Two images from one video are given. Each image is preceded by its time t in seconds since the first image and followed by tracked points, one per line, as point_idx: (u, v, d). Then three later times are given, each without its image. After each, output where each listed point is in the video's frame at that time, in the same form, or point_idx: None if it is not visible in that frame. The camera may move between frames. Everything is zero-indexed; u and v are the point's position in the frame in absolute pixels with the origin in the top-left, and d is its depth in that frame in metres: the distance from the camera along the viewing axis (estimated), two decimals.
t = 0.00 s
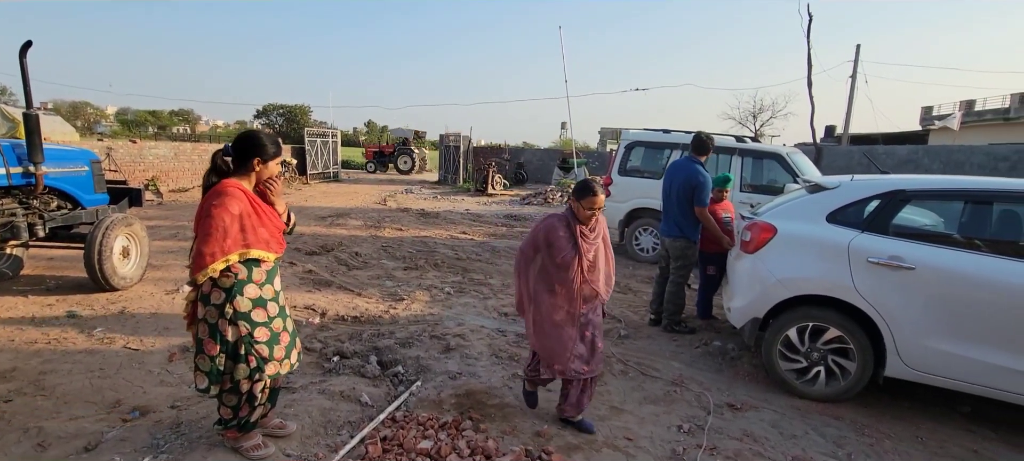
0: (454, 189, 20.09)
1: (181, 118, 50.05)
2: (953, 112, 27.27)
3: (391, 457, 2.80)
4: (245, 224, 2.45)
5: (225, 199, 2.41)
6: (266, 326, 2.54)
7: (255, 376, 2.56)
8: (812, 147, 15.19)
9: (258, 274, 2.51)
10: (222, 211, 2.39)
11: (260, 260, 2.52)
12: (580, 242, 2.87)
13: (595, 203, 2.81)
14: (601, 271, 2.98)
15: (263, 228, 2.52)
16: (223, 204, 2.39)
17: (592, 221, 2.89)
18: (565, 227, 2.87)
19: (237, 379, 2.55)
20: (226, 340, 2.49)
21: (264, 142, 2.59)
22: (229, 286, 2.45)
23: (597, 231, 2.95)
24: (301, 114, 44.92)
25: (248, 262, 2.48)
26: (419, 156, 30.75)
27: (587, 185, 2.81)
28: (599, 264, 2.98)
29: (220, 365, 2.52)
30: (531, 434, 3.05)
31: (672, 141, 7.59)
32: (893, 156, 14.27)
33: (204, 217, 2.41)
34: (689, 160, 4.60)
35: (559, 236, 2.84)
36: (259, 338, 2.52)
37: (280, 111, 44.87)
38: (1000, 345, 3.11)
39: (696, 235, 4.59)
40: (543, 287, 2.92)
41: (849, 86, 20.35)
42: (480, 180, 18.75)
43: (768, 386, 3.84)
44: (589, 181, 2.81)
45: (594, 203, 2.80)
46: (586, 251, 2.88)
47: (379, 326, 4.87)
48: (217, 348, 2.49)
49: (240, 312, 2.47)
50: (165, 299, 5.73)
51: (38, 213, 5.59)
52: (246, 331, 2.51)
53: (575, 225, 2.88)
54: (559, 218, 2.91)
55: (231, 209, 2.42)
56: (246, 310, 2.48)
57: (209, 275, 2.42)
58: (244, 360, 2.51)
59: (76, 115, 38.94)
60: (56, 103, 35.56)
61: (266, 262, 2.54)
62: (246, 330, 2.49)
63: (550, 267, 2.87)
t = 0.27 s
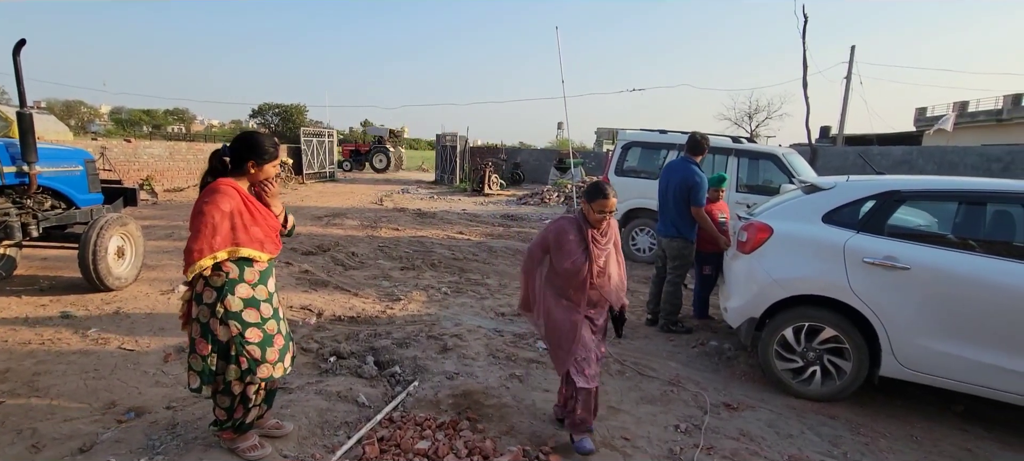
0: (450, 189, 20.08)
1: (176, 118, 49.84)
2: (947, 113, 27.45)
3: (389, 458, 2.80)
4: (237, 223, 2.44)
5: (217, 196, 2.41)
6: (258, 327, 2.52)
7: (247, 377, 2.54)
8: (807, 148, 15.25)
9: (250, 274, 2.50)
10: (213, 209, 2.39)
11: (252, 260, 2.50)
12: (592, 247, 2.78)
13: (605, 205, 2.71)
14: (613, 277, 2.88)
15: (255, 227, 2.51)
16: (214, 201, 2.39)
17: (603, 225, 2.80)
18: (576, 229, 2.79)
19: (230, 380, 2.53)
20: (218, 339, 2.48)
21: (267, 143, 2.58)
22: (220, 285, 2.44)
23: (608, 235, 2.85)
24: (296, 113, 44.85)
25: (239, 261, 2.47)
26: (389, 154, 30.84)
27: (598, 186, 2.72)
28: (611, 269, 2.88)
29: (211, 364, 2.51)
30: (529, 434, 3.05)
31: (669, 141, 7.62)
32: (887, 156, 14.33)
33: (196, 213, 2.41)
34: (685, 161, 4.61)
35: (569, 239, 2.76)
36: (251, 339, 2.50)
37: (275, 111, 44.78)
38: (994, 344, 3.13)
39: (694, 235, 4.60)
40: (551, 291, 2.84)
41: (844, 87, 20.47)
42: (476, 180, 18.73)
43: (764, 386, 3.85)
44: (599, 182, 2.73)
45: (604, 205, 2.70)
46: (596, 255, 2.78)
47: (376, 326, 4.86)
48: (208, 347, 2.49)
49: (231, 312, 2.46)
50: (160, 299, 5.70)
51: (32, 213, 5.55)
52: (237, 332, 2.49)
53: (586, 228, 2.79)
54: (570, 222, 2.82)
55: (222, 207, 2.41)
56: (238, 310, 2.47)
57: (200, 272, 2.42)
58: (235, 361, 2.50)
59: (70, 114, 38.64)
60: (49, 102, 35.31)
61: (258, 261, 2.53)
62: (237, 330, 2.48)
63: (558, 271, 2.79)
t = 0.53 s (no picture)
0: (448, 189, 20.07)
1: (173, 117, 49.74)
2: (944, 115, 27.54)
3: (388, 458, 2.80)
4: (232, 222, 2.44)
5: (213, 195, 2.41)
6: (252, 328, 2.52)
7: (241, 378, 2.54)
8: (804, 150, 15.28)
9: (245, 274, 2.50)
10: (209, 207, 2.39)
11: (248, 259, 2.50)
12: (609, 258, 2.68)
13: (618, 212, 2.63)
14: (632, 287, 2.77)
15: (251, 226, 2.50)
16: (210, 200, 2.39)
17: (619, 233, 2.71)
18: (591, 240, 2.71)
19: (225, 380, 2.53)
20: (213, 339, 2.48)
21: (268, 143, 2.59)
22: (216, 284, 2.44)
23: (626, 243, 2.76)
24: (294, 113, 44.80)
25: (234, 260, 2.47)
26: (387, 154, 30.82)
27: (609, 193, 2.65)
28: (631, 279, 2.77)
29: (207, 364, 2.51)
30: (528, 434, 3.06)
31: (667, 143, 7.63)
32: (885, 158, 14.37)
33: (192, 212, 2.41)
34: (683, 162, 4.61)
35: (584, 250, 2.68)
36: (245, 340, 2.50)
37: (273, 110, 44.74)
38: (990, 346, 3.15)
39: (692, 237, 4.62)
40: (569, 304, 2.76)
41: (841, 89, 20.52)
42: (475, 180, 18.72)
43: (762, 387, 3.87)
44: (610, 189, 2.67)
45: (616, 212, 2.63)
46: (614, 264, 2.68)
47: (375, 326, 4.87)
48: (203, 346, 2.49)
49: (226, 312, 2.45)
50: (158, 298, 5.69)
51: (29, 212, 5.52)
52: (232, 332, 2.48)
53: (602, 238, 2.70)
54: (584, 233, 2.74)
55: (218, 206, 2.41)
56: (233, 309, 2.47)
57: (196, 271, 2.42)
58: (229, 361, 2.49)
59: (66, 112, 38.50)
60: (45, 100, 35.19)
61: (255, 261, 2.53)
62: (231, 330, 2.47)
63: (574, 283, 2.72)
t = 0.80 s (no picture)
0: (448, 190, 20.09)
1: (173, 118, 49.77)
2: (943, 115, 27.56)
3: (389, 457, 2.81)
4: (235, 223, 2.46)
5: (216, 196, 2.42)
6: (254, 328, 2.52)
7: (243, 378, 2.56)
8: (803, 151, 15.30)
9: (248, 275, 2.51)
10: (211, 208, 2.41)
11: (250, 260, 2.52)
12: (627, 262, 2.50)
13: (638, 214, 2.43)
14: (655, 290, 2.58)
15: (252, 227, 2.51)
16: (213, 201, 2.40)
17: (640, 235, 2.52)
18: (610, 242, 2.51)
19: (227, 380, 2.55)
20: (216, 340, 2.51)
21: (270, 144, 2.61)
22: (218, 285, 2.46)
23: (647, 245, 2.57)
24: (294, 113, 44.85)
25: (236, 261, 2.48)
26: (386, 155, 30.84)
27: (628, 192, 2.45)
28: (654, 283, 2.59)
29: (210, 364, 2.54)
30: (529, 434, 3.07)
31: (667, 143, 7.65)
32: (884, 159, 14.38)
33: (194, 213, 2.43)
34: (682, 162, 4.62)
35: (601, 254, 2.48)
36: (247, 340, 2.51)
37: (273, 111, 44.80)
38: (990, 346, 3.16)
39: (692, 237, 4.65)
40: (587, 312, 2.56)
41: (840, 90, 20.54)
42: (475, 181, 18.73)
43: (762, 387, 3.88)
44: (629, 189, 2.45)
45: (637, 213, 2.43)
46: (634, 268, 2.51)
47: (376, 326, 4.88)
48: (206, 346, 2.53)
49: (228, 312, 2.47)
50: (159, 299, 5.70)
51: (30, 213, 5.54)
52: (234, 332, 2.50)
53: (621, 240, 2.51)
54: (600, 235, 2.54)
55: (220, 207, 2.42)
56: (235, 310, 2.48)
57: (198, 272, 2.44)
58: (231, 361, 2.52)
59: (66, 113, 38.51)
60: (45, 101, 35.19)
61: (257, 261, 2.54)
62: (234, 331, 2.50)
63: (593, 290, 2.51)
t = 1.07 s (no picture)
0: (448, 191, 20.12)
1: (173, 119, 49.80)
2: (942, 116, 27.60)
3: (391, 458, 2.83)
4: (239, 227, 2.47)
5: (220, 201, 2.44)
6: (257, 330, 2.54)
7: (247, 380, 2.57)
8: (803, 152, 15.30)
9: (251, 277, 2.53)
10: (216, 212, 2.42)
11: (253, 264, 2.53)
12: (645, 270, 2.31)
13: (658, 218, 2.25)
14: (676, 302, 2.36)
15: (256, 231, 2.53)
16: (217, 205, 2.42)
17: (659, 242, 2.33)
18: (626, 249, 2.32)
19: (231, 382, 2.56)
20: (219, 342, 2.52)
21: (275, 149, 2.64)
22: (221, 288, 2.47)
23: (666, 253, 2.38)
24: (294, 115, 44.91)
25: (240, 265, 2.50)
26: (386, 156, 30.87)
27: (648, 196, 2.28)
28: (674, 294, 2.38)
29: (213, 367, 2.55)
30: (529, 435, 3.08)
31: (667, 145, 7.67)
32: (883, 160, 14.40)
33: (198, 216, 2.43)
34: (682, 164, 4.62)
35: (617, 261, 2.29)
36: (250, 343, 2.53)
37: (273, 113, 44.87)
38: (988, 346, 3.18)
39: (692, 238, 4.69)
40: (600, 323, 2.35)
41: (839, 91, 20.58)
42: (475, 182, 18.74)
43: (762, 388, 3.89)
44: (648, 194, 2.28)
45: (657, 218, 2.25)
46: (652, 277, 2.31)
47: (377, 327, 4.89)
48: (210, 348, 2.53)
49: (232, 315, 2.48)
50: (160, 300, 5.71)
51: (32, 214, 5.55)
52: (238, 335, 2.52)
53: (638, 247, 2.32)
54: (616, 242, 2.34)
55: (225, 212, 2.44)
56: (239, 313, 2.50)
57: (202, 276, 2.44)
58: (235, 363, 2.53)
59: (66, 114, 38.54)
60: (45, 103, 35.24)
61: (260, 265, 2.56)
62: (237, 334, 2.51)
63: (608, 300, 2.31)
